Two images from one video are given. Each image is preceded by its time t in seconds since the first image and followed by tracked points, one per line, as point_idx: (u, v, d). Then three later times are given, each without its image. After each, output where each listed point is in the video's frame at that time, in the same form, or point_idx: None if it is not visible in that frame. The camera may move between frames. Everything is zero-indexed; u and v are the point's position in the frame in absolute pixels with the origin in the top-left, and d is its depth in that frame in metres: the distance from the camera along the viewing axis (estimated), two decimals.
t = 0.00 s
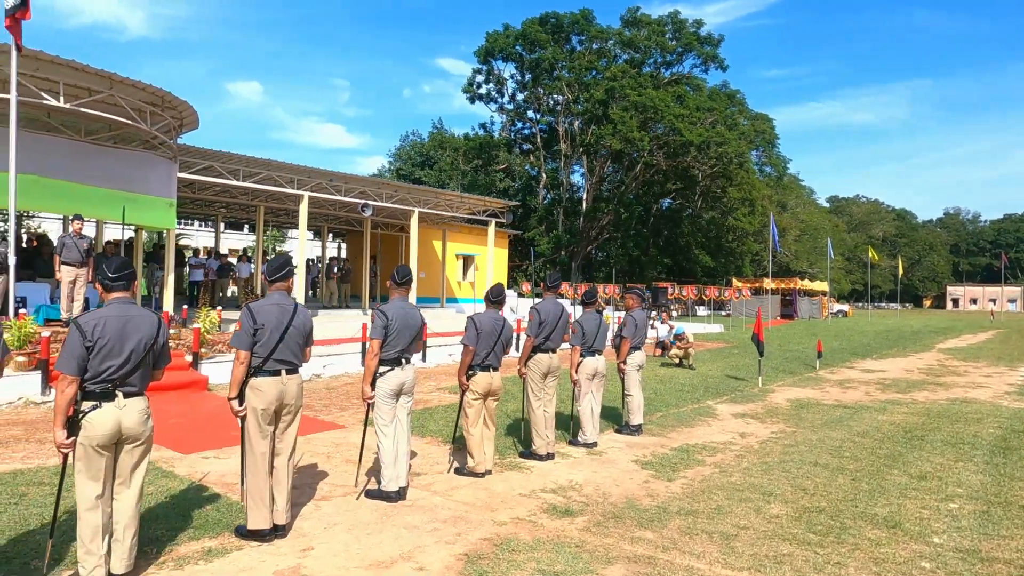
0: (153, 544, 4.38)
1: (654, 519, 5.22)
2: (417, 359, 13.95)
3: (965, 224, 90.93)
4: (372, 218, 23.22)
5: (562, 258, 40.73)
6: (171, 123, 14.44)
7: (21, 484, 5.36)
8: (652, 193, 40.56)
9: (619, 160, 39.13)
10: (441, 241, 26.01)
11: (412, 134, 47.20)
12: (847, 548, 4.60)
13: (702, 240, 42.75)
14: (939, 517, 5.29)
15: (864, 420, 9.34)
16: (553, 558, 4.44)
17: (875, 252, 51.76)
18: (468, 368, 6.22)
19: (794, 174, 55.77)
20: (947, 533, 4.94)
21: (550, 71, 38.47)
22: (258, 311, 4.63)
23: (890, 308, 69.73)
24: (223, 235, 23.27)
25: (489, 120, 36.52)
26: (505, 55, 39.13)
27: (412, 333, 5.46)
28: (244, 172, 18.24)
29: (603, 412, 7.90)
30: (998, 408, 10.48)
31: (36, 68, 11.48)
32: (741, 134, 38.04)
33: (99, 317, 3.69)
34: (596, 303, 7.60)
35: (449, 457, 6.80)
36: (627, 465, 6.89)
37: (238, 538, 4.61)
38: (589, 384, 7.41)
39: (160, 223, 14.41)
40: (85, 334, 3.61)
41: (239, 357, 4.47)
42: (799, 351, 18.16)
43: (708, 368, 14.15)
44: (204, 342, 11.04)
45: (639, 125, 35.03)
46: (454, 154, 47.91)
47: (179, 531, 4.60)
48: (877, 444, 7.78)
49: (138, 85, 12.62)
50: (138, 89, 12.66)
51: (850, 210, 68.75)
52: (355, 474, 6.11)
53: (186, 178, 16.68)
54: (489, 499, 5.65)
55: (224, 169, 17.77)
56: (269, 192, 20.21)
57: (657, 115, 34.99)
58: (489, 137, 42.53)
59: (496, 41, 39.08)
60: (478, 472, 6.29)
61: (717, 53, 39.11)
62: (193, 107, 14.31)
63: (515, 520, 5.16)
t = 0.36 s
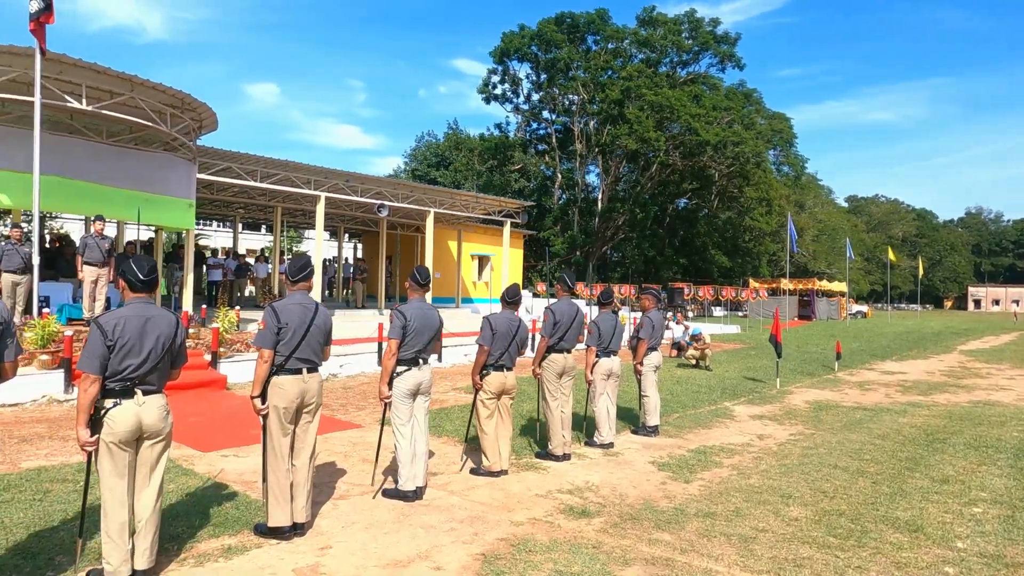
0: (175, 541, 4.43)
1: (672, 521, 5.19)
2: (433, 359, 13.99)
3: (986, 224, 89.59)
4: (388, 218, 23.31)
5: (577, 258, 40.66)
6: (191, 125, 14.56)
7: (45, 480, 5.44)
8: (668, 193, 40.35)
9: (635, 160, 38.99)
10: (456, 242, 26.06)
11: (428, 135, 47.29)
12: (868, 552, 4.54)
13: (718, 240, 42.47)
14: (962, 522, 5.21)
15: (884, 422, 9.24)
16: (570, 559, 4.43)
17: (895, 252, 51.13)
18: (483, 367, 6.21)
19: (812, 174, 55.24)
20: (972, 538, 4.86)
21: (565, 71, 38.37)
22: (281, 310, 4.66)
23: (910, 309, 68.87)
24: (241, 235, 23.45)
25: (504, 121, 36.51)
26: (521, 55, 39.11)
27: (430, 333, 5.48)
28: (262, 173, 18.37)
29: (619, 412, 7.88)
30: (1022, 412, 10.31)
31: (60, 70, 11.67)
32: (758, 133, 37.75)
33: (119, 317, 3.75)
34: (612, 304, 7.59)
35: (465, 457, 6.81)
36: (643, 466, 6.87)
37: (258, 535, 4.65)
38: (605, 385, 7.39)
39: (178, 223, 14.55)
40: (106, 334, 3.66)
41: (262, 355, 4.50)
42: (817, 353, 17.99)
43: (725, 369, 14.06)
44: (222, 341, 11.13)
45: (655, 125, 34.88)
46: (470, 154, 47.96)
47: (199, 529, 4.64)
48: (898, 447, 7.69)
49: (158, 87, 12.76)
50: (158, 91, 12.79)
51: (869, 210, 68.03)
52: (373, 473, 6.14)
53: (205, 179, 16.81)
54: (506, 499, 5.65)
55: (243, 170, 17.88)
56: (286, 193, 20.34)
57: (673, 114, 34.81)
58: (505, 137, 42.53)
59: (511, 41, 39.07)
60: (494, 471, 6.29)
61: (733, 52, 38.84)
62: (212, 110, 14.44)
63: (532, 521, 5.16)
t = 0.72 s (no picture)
0: (224, 523, 4.56)
1: (712, 509, 5.16)
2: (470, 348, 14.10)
3: None
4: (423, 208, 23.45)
5: (612, 246, 40.41)
6: (231, 119, 14.82)
7: (100, 464, 5.65)
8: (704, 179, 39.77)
9: (670, 146, 38.49)
10: (490, 231, 26.12)
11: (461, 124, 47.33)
12: (916, 544, 4.45)
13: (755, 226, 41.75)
14: (1015, 513, 5.07)
15: (930, 412, 9.02)
16: (609, 546, 4.44)
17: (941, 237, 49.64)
18: (519, 355, 6.22)
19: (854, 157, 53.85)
20: None
21: (599, 57, 37.93)
22: (323, 300, 4.74)
23: (956, 295, 66.87)
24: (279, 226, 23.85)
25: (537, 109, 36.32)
26: (553, 42, 38.83)
27: (468, 322, 5.52)
28: (299, 164, 18.61)
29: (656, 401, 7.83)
30: None
31: (106, 68, 11.98)
32: (797, 116, 36.91)
33: (165, 307, 3.87)
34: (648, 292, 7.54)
35: (503, 444, 6.86)
36: (682, 454, 6.83)
37: (303, 519, 4.76)
38: (642, 373, 7.36)
39: (218, 216, 14.85)
40: (154, 323, 3.78)
41: (303, 344, 4.60)
42: (859, 341, 17.61)
43: (764, 357, 13.87)
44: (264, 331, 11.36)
45: (690, 110, 34.35)
46: (503, 143, 47.88)
47: (247, 512, 4.77)
48: (946, 436, 7.50)
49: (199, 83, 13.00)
50: (199, 86, 13.03)
51: (914, 193, 66.09)
52: (412, 460, 6.23)
53: (244, 172, 17.12)
54: (544, 486, 5.68)
55: (280, 162, 18.13)
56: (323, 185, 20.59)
57: (710, 98, 34.21)
58: (538, 125, 42.36)
59: (544, 28, 38.79)
60: (532, 459, 6.32)
61: (772, 34, 37.96)
62: (251, 103, 14.67)
63: (571, 508, 5.17)
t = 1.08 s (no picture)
0: (263, 504, 4.69)
1: (740, 494, 5.20)
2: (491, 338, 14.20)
3: None
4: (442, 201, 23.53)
5: (629, 238, 40.28)
6: (253, 113, 14.96)
7: (139, 449, 5.81)
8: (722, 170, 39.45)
9: (688, 137, 38.23)
10: (508, 223, 26.17)
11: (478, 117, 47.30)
12: (948, 528, 4.46)
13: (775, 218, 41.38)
14: None
15: (957, 401, 8.97)
16: (640, 528, 4.50)
17: (965, 227, 48.90)
18: (546, 342, 6.28)
19: (875, 147, 53.13)
20: None
21: (616, 48, 37.65)
22: (357, 288, 4.81)
23: (980, 286, 65.91)
24: (300, 220, 24.05)
25: (554, 101, 36.20)
26: (570, 34, 38.64)
27: (497, 309, 5.59)
28: (320, 158, 18.72)
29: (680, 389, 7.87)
30: None
31: (133, 64, 12.15)
32: (817, 106, 36.47)
33: (211, 294, 4.01)
34: (672, 280, 7.57)
35: (530, 431, 6.94)
36: (707, 442, 6.88)
37: (339, 501, 4.87)
38: (667, 360, 7.40)
39: (243, 210, 15.01)
40: (201, 309, 3.93)
41: (338, 331, 4.69)
42: (882, 331, 17.47)
43: (786, 348, 13.83)
44: (289, 322, 11.50)
45: (709, 100, 34.08)
46: (519, 136, 47.78)
47: (284, 493, 4.90)
48: (973, 425, 7.47)
49: (223, 77, 13.15)
50: (223, 81, 13.18)
51: (936, 183, 65.24)
52: (442, 446, 6.34)
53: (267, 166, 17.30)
54: (572, 471, 5.76)
55: (302, 156, 18.27)
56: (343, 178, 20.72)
57: (728, 89, 33.93)
58: (555, 118, 42.23)
59: (560, 20, 38.60)
60: (560, 445, 6.39)
61: (791, 22, 37.48)
62: (273, 97, 14.81)
63: (600, 492, 5.24)
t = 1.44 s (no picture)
0: (334, 489, 4.76)
1: (804, 481, 5.19)
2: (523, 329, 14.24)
3: None
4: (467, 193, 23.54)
5: (650, 230, 40.07)
6: (286, 106, 15.02)
7: (202, 435, 5.93)
8: (744, 161, 39.08)
9: (709, 127, 37.91)
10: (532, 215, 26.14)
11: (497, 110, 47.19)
12: None
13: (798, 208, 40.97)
14: None
15: (1006, 391, 8.86)
16: (711, 514, 4.51)
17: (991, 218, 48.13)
18: (600, 330, 6.27)
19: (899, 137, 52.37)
20: None
21: (636, 39, 37.34)
22: (425, 275, 4.82)
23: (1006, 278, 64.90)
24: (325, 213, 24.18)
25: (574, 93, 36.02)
26: (590, 25, 38.39)
27: (556, 297, 5.64)
28: (349, 151, 18.78)
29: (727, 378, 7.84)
30: None
31: (171, 57, 12.26)
32: (842, 95, 36.01)
33: (292, 279, 4.08)
34: (720, 268, 7.53)
35: (580, 419, 6.95)
36: (759, 430, 6.86)
37: (407, 486, 4.92)
38: (716, 350, 7.37)
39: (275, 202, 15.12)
40: (282, 294, 4.00)
41: (407, 317, 4.72)
42: (916, 322, 17.26)
43: (821, 338, 13.73)
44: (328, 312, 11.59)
45: (732, 90, 33.75)
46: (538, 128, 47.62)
47: (353, 478, 4.97)
48: None
49: (258, 70, 13.23)
50: (258, 73, 13.26)
51: (961, 173, 64.24)
52: (497, 433, 6.38)
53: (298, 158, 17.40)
54: (630, 458, 5.78)
55: (331, 148, 18.35)
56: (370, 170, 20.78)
57: (752, 78, 33.52)
58: (574, 109, 42.04)
59: (580, 10, 38.35)
60: (614, 433, 6.41)
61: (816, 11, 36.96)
62: (306, 90, 14.88)
63: (663, 479, 5.25)
